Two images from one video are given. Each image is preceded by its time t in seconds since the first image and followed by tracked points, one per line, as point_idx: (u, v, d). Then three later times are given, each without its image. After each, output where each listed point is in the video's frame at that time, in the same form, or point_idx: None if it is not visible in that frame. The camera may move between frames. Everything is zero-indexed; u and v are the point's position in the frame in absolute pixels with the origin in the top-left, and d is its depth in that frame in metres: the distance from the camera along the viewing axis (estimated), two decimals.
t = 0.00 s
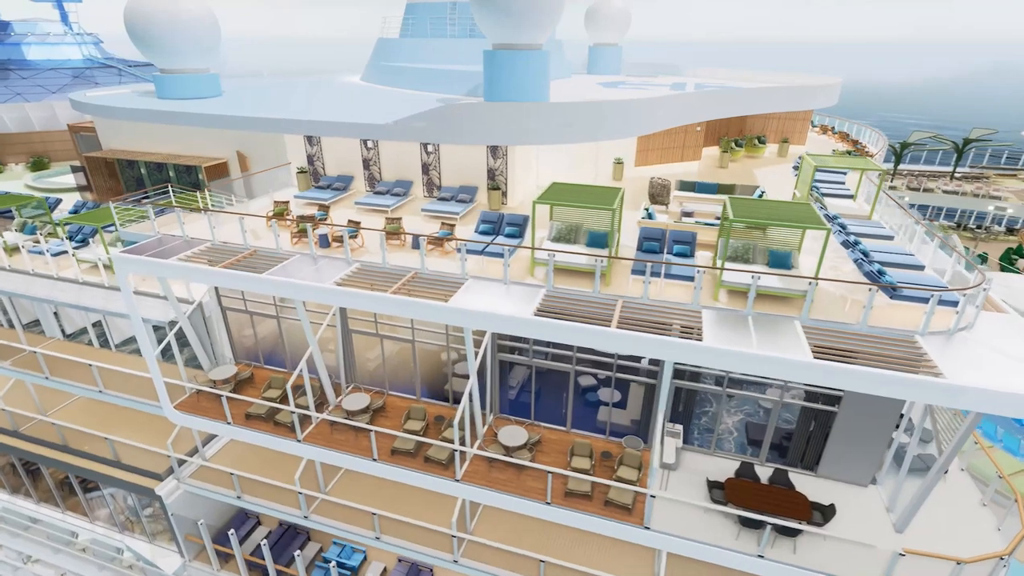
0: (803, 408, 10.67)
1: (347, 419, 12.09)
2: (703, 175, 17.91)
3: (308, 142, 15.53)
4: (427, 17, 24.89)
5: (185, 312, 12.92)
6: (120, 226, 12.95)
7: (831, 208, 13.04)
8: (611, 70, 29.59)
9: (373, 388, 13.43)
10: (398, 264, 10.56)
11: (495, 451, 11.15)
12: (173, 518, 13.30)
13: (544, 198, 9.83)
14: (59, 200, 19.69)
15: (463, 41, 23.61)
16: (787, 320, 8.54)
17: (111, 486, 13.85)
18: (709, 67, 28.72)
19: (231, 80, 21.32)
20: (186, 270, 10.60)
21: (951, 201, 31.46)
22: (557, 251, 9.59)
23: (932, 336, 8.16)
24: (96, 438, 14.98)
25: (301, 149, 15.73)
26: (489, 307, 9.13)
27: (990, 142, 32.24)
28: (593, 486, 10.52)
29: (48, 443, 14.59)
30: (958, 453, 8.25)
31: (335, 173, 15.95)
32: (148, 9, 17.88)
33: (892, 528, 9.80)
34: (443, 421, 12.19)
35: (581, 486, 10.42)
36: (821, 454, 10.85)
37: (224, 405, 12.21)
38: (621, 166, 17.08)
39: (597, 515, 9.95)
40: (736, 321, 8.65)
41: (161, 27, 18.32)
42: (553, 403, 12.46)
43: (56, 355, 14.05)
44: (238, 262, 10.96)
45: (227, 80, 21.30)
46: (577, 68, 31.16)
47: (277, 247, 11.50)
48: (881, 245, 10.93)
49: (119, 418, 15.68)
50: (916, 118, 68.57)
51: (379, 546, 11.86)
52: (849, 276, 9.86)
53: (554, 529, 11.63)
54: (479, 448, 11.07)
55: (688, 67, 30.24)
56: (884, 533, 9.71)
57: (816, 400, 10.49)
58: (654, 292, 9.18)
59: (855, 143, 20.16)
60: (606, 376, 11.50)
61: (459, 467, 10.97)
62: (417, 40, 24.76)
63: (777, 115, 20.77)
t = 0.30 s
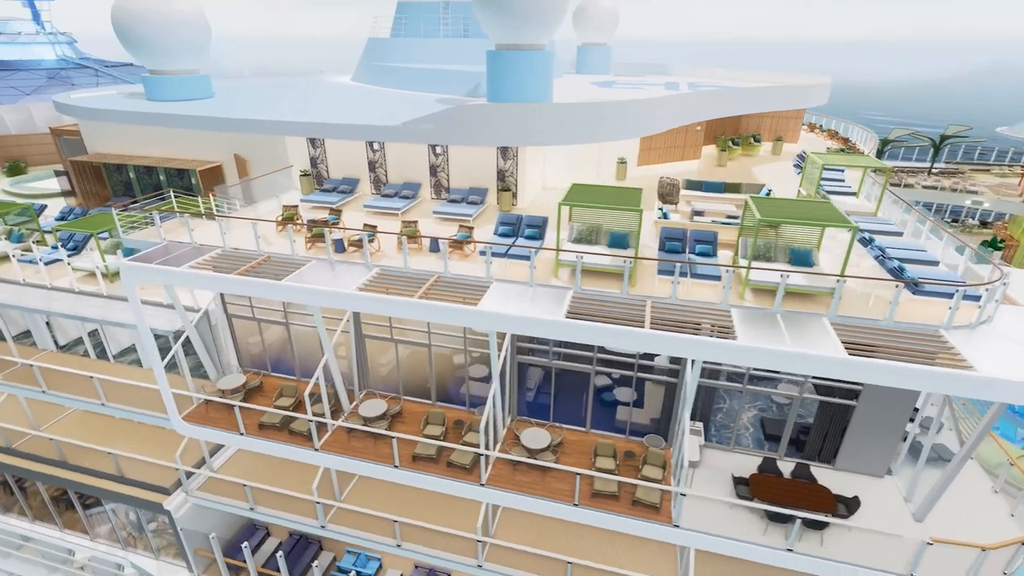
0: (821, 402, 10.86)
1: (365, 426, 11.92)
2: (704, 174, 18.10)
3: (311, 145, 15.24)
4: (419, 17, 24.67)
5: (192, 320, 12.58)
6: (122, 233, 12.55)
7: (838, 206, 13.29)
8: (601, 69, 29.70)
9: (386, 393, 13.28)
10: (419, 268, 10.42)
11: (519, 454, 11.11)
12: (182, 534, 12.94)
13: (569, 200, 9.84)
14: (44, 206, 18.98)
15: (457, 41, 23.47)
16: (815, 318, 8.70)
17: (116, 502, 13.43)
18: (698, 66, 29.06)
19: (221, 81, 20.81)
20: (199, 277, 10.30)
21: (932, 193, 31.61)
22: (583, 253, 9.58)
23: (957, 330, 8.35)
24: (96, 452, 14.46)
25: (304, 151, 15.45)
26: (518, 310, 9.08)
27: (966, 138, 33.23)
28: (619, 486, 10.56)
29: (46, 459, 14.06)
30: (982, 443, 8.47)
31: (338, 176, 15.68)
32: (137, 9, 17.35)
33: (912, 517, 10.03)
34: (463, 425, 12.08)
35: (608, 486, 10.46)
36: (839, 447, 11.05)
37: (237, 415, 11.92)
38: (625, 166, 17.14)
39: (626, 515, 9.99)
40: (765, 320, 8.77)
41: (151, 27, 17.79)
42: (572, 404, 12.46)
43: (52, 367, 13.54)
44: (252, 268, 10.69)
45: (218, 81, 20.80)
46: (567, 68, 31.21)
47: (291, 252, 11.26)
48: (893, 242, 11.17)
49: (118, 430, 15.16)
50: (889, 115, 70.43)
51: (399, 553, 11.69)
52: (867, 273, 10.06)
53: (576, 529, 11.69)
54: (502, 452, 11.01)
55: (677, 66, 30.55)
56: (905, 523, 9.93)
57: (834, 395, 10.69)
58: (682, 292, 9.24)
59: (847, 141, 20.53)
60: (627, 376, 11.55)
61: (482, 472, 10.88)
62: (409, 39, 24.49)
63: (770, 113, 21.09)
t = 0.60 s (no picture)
0: (838, 396, 11.09)
1: (384, 431, 11.80)
2: (705, 173, 18.33)
3: (315, 147, 15.00)
4: (412, 16, 24.42)
5: (202, 328, 12.34)
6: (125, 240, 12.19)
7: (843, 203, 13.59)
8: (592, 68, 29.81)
9: (401, 398, 13.16)
10: (442, 271, 10.33)
11: (543, 455, 11.13)
12: (193, 548, 12.62)
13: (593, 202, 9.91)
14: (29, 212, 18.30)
15: (452, 41, 23.31)
16: (840, 315, 8.91)
17: (123, 517, 13.05)
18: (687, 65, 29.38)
19: (213, 81, 20.33)
20: (216, 285, 10.05)
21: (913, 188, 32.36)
22: (610, 254, 9.61)
23: (978, 323, 8.62)
24: (99, 466, 14.04)
25: (307, 154, 15.20)
26: (549, 312, 9.08)
27: (944, 135, 34.25)
28: (644, 484, 10.65)
29: (45, 474, 13.58)
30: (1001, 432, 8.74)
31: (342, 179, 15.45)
32: (127, 7, 16.82)
33: (930, 505, 10.30)
34: (483, 428, 12.03)
35: (634, 485, 10.55)
36: (855, 440, 11.30)
37: (253, 424, 11.69)
38: (628, 166, 17.25)
39: (654, 512, 10.10)
40: (792, 318, 8.93)
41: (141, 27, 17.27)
42: (591, 403, 12.52)
43: (51, 380, 13.06)
44: (270, 274, 10.48)
45: (209, 81, 20.30)
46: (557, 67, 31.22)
47: (307, 257, 11.06)
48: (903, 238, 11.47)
49: (120, 443, 14.71)
50: (862, 113, 72.21)
51: (422, 558, 11.60)
52: (883, 269, 10.30)
53: (599, 528, 11.72)
54: (526, 453, 11.02)
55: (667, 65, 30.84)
56: (923, 511, 10.22)
57: (850, 389, 10.93)
58: (709, 291, 9.35)
59: (838, 140, 20.98)
60: (647, 375, 11.63)
61: (507, 475, 10.85)
62: (402, 39, 24.24)
63: (764, 112, 21.44)
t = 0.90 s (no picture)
0: (853, 389, 11.38)
1: (405, 435, 11.71)
2: (705, 172, 18.57)
3: (321, 149, 14.78)
4: (405, 15, 24.13)
5: (214, 335, 12.10)
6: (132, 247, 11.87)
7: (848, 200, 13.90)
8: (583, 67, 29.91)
9: (417, 401, 13.06)
10: (466, 273, 10.29)
11: (567, 455, 11.19)
12: (208, 560, 12.35)
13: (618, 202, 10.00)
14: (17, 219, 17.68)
15: (447, 41, 23.16)
16: (863, 310, 9.15)
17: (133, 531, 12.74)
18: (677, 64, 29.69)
19: (206, 82, 19.89)
20: (236, 291, 9.83)
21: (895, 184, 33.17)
22: (636, 253, 9.68)
23: (995, 315, 8.92)
24: (105, 479, 13.67)
25: (313, 155, 14.98)
26: (580, 313, 9.13)
27: (922, 132, 35.11)
28: (669, 481, 10.79)
29: (49, 490, 13.15)
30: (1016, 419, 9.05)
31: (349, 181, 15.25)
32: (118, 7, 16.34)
33: (944, 492, 10.62)
34: (504, 430, 12.02)
35: (661, 482, 10.67)
36: (869, 432, 11.60)
37: (271, 432, 11.49)
38: (632, 165, 17.38)
39: (681, 508, 10.25)
40: (818, 314, 9.13)
41: (133, 26, 16.79)
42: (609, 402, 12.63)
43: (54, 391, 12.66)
44: (290, 279, 10.30)
45: (201, 82, 19.83)
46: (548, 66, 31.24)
47: (326, 261, 10.89)
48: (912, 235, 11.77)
49: (124, 455, 14.33)
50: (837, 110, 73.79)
51: (446, 562, 11.54)
52: (898, 264, 10.57)
53: (622, 525, 11.81)
54: (551, 454, 11.06)
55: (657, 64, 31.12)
56: (939, 498, 10.52)
57: (864, 381, 11.22)
58: (735, 288, 9.50)
59: (830, 138, 21.44)
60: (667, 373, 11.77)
61: (533, 476, 10.87)
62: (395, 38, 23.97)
63: (758, 111, 21.77)
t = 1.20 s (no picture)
0: (866, 381, 11.70)
1: (426, 438, 11.68)
2: (706, 170, 18.85)
3: (329, 150, 14.60)
4: (399, 14, 23.91)
5: (229, 342, 11.92)
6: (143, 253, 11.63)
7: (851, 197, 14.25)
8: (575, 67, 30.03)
9: (435, 404, 13.04)
10: (492, 275, 10.30)
11: (591, 453, 11.31)
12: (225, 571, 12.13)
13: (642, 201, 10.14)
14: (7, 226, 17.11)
15: (442, 41, 23.04)
16: (882, 304, 9.43)
17: (147, 544, 12.45)
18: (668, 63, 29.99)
19: (200, 83, 19.48)
20: (260, 297, 9.69)
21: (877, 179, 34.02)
22: (662, 253, 9.82)
23: (1008, 306, 9.26)
24: (112, 491, 13.32)
25: (321, 158, 14.84)
26: (611, 312, 9.22)
27: (901, 129, 36.00)
28: (692, 475, 10.97)
29: (55, 505, 12.76)
30: None
31: (357, 183, 15.11)
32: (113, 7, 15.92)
33: (955, 478, 10.97)
34: (526, 430, 12.07)
35: (686, 477, 10.87)
36: (881, 422, 11.95)
37: (291, 439, 11.35)
38: (636, 164, 17.54)
39: (707, 502, 10.44)
40: (840, 308, 9.38)
41: (128, 27, 16.37)
42: (628, 400, 12.78)
43: (60, 403, 12.29)
44: (312, 283, 10.19)
45: (196, 84, 19.41)
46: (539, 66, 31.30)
47: (347, 265, 10.77)
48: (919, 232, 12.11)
49: (131, 467, 13.98)
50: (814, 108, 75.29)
51: (471, 564, 11.52)
52: (910, 259, 10.88)
53: (643, 520, 11.95)
54: (575, 452, 11.15)
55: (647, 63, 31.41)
56: (950, 484, 10.88)
57: (878, 373, 11.54)
58: (759, 286, 9.69)
59: (822, 136, 21.91)
60: (685, 370, 11.96)
61: (559, 475, 10.95)
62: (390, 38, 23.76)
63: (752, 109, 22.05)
